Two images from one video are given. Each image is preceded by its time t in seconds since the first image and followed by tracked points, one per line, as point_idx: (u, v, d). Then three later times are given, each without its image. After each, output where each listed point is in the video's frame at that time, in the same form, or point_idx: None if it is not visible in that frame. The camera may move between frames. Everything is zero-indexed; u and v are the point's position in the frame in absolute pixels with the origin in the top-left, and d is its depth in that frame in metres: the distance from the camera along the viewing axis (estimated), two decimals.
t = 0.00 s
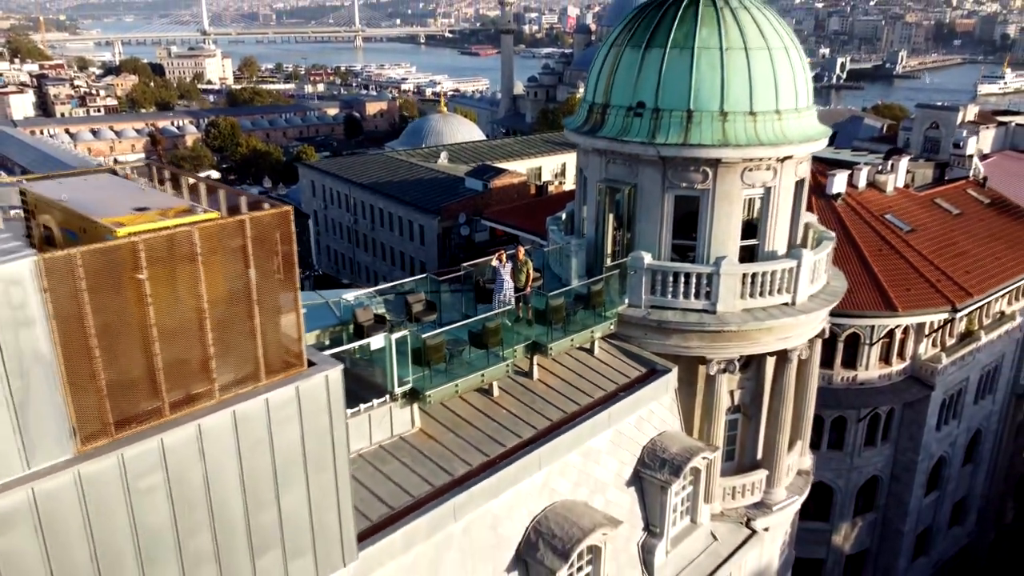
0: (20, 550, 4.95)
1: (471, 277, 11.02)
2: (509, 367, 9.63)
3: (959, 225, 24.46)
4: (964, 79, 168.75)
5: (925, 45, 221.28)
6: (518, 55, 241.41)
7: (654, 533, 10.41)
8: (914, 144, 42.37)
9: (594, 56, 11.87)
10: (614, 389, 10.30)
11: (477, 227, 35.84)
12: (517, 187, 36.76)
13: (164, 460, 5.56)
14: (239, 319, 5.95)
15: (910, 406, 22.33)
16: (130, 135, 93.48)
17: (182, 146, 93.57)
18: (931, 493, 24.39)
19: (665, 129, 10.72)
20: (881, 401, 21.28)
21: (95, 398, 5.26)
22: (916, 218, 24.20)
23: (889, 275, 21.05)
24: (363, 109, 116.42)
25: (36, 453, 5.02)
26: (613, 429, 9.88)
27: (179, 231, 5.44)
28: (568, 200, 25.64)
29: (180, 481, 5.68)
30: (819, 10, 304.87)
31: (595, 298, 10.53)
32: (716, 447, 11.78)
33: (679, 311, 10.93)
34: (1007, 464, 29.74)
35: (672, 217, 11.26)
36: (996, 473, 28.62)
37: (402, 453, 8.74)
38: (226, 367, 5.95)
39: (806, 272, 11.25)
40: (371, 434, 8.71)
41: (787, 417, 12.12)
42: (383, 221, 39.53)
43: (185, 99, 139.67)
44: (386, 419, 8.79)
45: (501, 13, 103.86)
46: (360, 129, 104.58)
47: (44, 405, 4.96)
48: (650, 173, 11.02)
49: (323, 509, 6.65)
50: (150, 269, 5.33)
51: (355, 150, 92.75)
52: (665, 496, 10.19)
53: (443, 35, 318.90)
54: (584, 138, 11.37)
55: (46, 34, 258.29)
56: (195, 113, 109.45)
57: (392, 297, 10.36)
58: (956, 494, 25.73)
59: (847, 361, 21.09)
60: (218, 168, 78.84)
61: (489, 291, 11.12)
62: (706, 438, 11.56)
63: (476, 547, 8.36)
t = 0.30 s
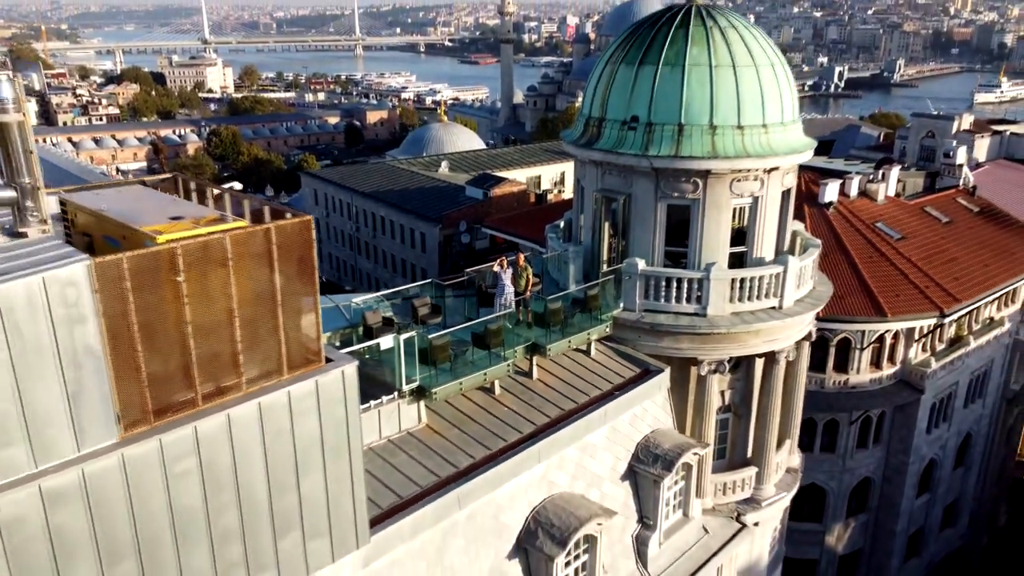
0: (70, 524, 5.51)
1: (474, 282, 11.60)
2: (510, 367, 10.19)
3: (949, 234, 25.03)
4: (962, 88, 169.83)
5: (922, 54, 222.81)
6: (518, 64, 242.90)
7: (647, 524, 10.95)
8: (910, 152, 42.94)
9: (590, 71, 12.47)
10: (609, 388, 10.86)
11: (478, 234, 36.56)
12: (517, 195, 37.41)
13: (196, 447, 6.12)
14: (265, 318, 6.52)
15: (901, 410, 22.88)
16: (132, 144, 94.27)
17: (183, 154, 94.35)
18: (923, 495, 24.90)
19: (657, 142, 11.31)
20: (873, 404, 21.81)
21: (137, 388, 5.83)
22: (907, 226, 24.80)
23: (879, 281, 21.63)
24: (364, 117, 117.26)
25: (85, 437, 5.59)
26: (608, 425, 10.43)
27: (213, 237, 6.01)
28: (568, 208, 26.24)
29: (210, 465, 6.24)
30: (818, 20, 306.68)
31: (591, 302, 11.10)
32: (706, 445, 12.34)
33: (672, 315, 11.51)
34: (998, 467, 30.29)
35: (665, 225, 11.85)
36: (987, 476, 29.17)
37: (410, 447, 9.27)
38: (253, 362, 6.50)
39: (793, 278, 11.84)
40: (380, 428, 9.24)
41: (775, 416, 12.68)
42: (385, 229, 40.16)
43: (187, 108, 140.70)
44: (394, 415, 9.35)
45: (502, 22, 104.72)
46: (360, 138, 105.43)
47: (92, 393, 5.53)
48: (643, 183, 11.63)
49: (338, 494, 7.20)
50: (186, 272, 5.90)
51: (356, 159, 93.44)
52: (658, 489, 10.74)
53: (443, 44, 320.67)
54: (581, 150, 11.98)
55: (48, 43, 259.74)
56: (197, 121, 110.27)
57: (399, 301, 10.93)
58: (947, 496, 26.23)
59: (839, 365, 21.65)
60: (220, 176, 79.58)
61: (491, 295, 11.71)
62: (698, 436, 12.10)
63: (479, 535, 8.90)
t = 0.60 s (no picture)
0: (115, 504, 6.11)
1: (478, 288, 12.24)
2: (511, 368, 10.78)
3: (938, 242, 25.65)
4: (959, 97, 170.94)
5: (920, 64, 224.20)
6: (518, 73, 244.31)
7: (641, 519, 11.51)
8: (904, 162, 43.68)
9: (587, 88, 13.10)
10: (605, 388, 11.45)
11: (478, 243, 36.74)
12: (516, 205, 38.13)
13: (226, 437, 6.73)
14: (288, 320, 7.12)
15: (892, 414, 23.44)
16: (134, 153, 95.03)
17: (185, 164, 95.05)
18: (914, 498, 25.46)
19: (651, 155, 11.92)
20: (864, 408, 22.38)
21: (174, 382, 6.44)
22: (897, 235, 25.44)
23: (869, 288, 22.24)
24: (365, 127, 118.14)
25: (129, 425, 6.19)
26: (604, 423, 11.02)
27: (242, 245, 6.62)
28: (566, 217, 26.89)
29: (237, 454, 6.83)
30: (816, 30, 308.73)
31: (588, 306, 11.72)
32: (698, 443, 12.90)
33: (665, 319, 12.10)
34: (990, 471, 30.85)
35: (659, 234, 12.46)
36: (978, 480, 29.74)
37: (416, 443, 9.84)
38: (277, 360, 7.10)
39: (779, 284, 12.44)
40: (389, 425, 9.80)
41: (764, 417, 13.24)
42: (386, 237, 40.79)
43: (188, 117, 141.60)
44: (402, 412, 9.90)
45: (501, 32, 105.61)
46: (361, 146, 106.28)
47: (135, 385, 6.15)
48: (638, 195, 12.25)
49: (352, 483, 7.78)
50: (218, 277, 6.50)
51: (357, 168, 94.22)
52: (652, 485, 11.31)
53: (442, 53, 322.12)
54: (578, 162, 12.60)
55: (49, 51, 261.22)
56: (199, 131, 111.04)
57: (406, 306, 11.52)
58: (939, 499, 26.78)
59: (831, 370, 22.23)
60: (222, 185, 80.25)
61: (493, 300, 12.31)
62: (690, 435, 12.66)
63: (482, 526, 9.46)
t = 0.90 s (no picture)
0: (154, 487, 6.74)
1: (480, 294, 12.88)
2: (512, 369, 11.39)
3: (928, 250, 26.30)
4: (956, 106, 172.14)
5: (918, 73, 225.63)
6: (517, 82, 245.60)
7: (636, 513, 12.09)
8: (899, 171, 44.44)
9: (584, 103, 13.77)
10: (601, 389, 12.07)
11: (478, 251, 37.98)
12: (516, 214, 38.85)
13: (251, 429, 7.35)
14: (308, 321, 7.75)
15: (883, 417, 24.02)
16: (136, 162, 95.86)
17: (187, 172, 95.75)
18: (905, 500, 26.02)
19: (645, 167, 12.57)
20: (855, 412, 22.97)
21: (206, 377, 7.07)
22: (888, 243, 26.08)
23: (859, 295, 22.88)
24: (365, 136, 118.99)
25: (166, 415, 6.81)
26: (600, 421, 11.63)
27: (267, 252, 7.24)
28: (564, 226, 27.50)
29: (261, 444, 7.45)
30: (815, 38, 310.31)
31: (585, 311, 12.35)
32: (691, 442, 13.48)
33: (659, 323, 12.71)
34: (981, 475, 31.44)
35: (652, 243, 13.11)
36: (970, 484, 30.32)
37: (423, 438, 10.42)
38: (298, 358, 7.72)
39: (768, 290, 13.06)
40: (397, 422, 10.38)
41: (754, 417, 13.83)
42: (388, 246, 41.42)
43: (189, 126, 142.57)
44: (409, 410, 10.49)
45: (501, 42, 106.50)
46: (361, 155, 107.09)
47: (172, 380, 6.77)
48: (632, 204, 12.90)
49: (365, 473, 8.39)
50: (246, 281, 7.14)
51: (357, 177, 94.88)
52: (646, 481, 11.91)
53: (442, 63, 323.68)
54: (576, 174, 13.24)
55: (50, 60, 262.44)
56: (200, 139, 111.88)
57: (412, 310, 12.13)
58: (930, 502, 27.34)
59: (822, 374, 22.85)
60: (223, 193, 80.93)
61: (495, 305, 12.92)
62: (684, 434, 13.22)
63: (485, 517, 10.06)
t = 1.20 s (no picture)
0: (186, 473, 7.37)
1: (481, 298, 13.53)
2: (512, 368, 12.02)
3: (917, 256, 26.96)
4: (953, 112, 173.28)
5: (916, 79, 226.69)
6: (517, 89, 246.67)
7: (630, 506, 12.72)
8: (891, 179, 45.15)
9: (581, 115, 14.43)
10: (597, 387, 12.72)
11: (478, 256, 38.46)
12: (515, 220, 39.54)
13: (273, 421, 7.99)
14: (324, 321, 8.39)
15: (873, 419, 24.62)
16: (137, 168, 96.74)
17: (188, 179, 96.45)
18: (896, 500, 26.63)
19: (638, 176, 13.22)
20: (845, 413, 23.60)
21: (231, 372, 7.71)
22: (878, 249, 26.75)
23: (849, 300, 23.55)
24: (365, 142, 119.67)
25: (196, 407, 7.45)
26: (595, 418, 12.26)
27: (288, 258, 7.89)
28: (563, 232, 28.15)
29: (281, 434, 8.07)
30: (812, 45, 311.77)
31: (581, 313, 13.02)
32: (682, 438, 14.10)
33: (652, 325, 13.35)
34: (971, 476, 32.07)
35: (646, 249, 13.78)
36: (960, 485, 30.95)
37: (428, 433, 11.02)
38: (316, 354, 8.36)
39: (755, 293, 13.72)
40: (403, 417, 10.99)
41: (743, 414, 14.46)
42: (389, 251, 42.12)
43: (190, 132, 143.38)
44: (414, 407, 11.10)
45: (500, 49, 107.26)
46: (361, 162, 107.94)
47: (202, 374, 7.41)
48: (627, 212, 13.57)
49: (376, 463, 9.03)
50: (269, 284, 7.79)
51: (357, 183, 95.53)
52: (639, 475, 12.53)
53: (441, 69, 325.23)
54: (573, 183, 13.91)
55: (50, 66, 262.65)
56: (201, 146, 112.59)
57: (417, 312, 12.77)
58: (921, 502, 27.95)
59: (814, 376, 23.49)
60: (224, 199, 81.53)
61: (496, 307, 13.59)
62: (676, 431, 13.84)
63: (487, 507, 10.68)
